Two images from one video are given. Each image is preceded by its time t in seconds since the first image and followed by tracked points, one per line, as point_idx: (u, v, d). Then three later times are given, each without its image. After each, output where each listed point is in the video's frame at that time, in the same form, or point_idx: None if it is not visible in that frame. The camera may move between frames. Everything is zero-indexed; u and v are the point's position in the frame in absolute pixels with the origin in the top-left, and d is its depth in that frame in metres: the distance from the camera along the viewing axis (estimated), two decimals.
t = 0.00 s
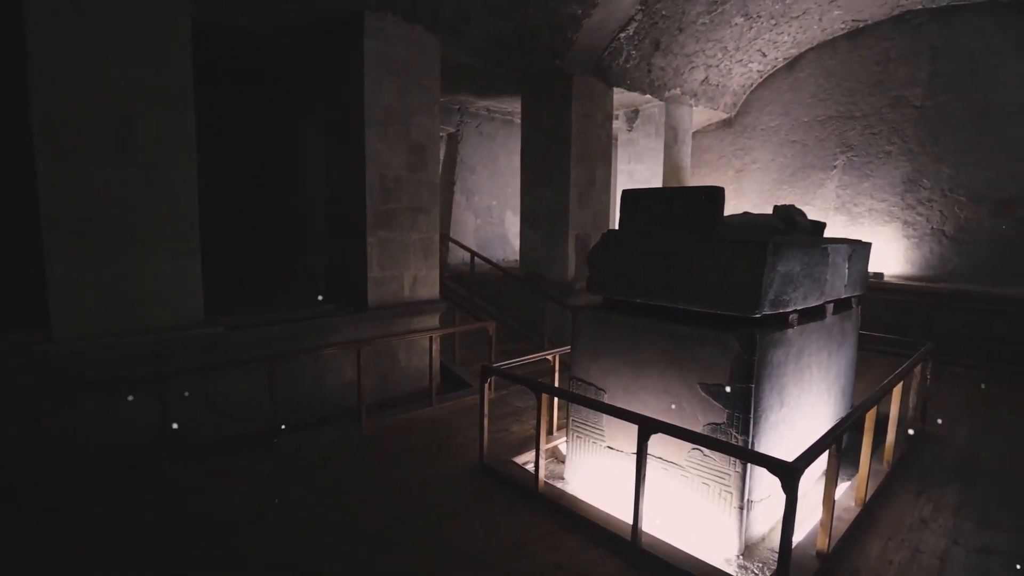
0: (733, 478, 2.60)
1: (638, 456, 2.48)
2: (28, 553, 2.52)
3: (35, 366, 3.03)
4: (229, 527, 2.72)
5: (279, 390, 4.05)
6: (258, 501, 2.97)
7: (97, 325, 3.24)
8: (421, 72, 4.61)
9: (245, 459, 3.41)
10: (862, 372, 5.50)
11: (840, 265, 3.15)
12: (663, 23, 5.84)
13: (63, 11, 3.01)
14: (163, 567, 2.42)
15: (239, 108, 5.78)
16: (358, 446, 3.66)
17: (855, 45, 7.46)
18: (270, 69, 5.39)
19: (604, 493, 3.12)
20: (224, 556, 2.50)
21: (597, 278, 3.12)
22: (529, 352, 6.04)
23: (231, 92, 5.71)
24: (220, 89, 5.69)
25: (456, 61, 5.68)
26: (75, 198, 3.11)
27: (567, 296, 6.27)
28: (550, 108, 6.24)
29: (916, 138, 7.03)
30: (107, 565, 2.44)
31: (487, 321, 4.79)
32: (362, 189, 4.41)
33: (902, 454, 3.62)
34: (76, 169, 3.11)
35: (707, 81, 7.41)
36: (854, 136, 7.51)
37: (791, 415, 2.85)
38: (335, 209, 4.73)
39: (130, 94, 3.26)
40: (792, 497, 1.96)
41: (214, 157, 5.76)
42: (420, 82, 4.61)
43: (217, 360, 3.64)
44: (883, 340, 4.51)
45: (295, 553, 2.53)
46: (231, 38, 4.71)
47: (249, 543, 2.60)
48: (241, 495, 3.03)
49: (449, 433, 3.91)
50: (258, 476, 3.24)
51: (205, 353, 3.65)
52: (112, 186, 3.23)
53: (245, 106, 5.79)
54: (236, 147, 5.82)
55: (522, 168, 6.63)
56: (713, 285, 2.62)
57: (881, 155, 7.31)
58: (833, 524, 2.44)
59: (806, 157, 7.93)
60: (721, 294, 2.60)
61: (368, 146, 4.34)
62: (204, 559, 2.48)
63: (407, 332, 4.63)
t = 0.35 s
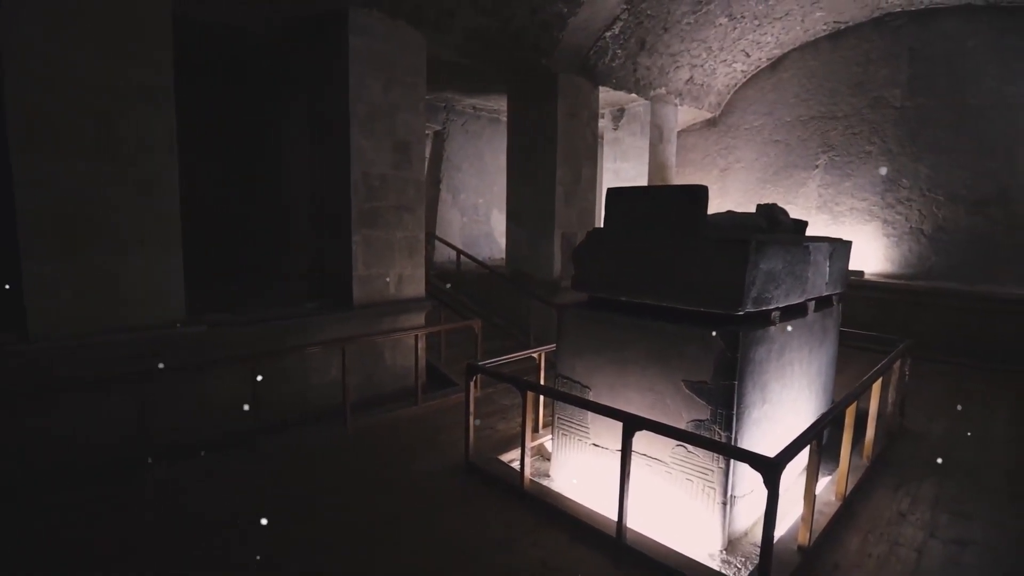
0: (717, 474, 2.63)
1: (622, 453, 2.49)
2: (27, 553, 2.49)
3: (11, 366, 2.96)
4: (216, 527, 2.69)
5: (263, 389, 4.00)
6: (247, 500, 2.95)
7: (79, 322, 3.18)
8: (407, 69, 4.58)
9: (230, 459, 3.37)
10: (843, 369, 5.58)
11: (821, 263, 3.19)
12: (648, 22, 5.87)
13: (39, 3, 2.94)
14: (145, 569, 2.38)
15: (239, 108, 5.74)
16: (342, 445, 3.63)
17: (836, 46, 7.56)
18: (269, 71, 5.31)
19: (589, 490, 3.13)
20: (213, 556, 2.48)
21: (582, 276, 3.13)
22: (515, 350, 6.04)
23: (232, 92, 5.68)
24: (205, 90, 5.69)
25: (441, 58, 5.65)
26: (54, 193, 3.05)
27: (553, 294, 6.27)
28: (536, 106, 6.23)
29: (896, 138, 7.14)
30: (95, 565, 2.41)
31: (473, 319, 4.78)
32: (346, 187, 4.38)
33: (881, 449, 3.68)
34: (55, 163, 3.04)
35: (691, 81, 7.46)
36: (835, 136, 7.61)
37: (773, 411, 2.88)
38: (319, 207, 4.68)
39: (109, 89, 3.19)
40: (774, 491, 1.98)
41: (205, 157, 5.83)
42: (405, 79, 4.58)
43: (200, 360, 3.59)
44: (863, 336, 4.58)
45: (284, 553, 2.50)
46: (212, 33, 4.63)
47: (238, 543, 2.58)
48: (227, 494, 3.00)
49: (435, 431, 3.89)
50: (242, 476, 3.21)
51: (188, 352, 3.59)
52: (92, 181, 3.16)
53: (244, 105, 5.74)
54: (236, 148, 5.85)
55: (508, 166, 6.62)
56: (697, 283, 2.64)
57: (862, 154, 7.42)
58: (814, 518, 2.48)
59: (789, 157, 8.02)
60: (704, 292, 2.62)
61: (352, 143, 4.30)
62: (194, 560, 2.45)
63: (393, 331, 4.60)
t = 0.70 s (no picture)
0: (697, 470, 2.66)
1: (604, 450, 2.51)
2: (26, 553, 2.44)
3: None
4: (200, 528, 2.65)
5: (243, 389, 3.95)
6: (231, 500, 2.91)
7: (51, 318, 3.10)
8: (389, 65, 4.54)
9: (210, 460, 3.32)
10: (821, 365, 5.67)
11: (799, 261, 3.24)
12: (630, 21, 5.91)
13: None
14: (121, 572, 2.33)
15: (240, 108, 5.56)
16: (323, 445, 3.60)
17: (814, 47, 7.67)
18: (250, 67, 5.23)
19: (572, 487, 3.14)
20: (198, 558, 2.44)
21: (565, 273, 3.13)
22: (498, 347, 6.04)
23: (233, 92, 5.50)
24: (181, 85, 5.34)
25: (423, 55, 5.61)
26: (27, 187, 2.98)
27: (536, 292, 6.28)
28: (519, 103, 6.22)
29: (872, 138, 7.28)
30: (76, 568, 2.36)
31: (456, 317, 4.77)
32: (328, 184, 4.33)
33: (856, 442, 3.76)
34: (28, 158, 2.97)
35: (673, 80, 7.52)
36: (813, 136, 7.74)
37: (752, 407, 2.92)
38: (300, 204, 4.62)
39: (84, 82, 3.12)
40: (753, 486, 2.01)
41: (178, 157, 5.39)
42: (387, 75, 4.54)
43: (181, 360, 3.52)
44: (839, 333, 4.66)
45: (269, 553, 2.48)
46: (188, 27, 4.54)
47: (223, 543, 2.54)
48: (210, 495, 2.96)
49: (417, 431, 3.87)
50: (221, 476, 3.16)
51: (168, 351, 3.52)
52: (66, 176, 3.09)
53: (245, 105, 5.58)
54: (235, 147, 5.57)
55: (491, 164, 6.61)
56: (677, 280, 2.67)
57: (839, 154, 7.55)
58: (791, 511, 2.52)
59: (769, 156, 8.13)
60: (686, 289, 2.64)
61: (332, 140, 4.25)
62: (179, 562, 2.41)
63: (374, 329, 4.57)
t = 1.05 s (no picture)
0: (679, 465, 2.68)
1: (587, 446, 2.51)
2: None
3: None
4: (181, 529, 2.60)
5: (223, 389, 3.89)
6: (212, 501, 2.86)
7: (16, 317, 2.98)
8: (371, 61, 4.49)
9: (190, 461, 3.26)
10: (800, 360, 5.76)
11: (779, 258, 3.28)
12: (613, 20, 5.94)
13: None
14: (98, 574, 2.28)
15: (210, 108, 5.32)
16: (305, 444, 3.56)
17: (794, 47, 7.77)
18: (229, 62, 5.15)
19: (555, 483, 3.15)
20: (181, 558, 2.40)
21: (548, 270, 3.14)
22: (482, 345, 6.03)
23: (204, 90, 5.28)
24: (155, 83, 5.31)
25: (406, 51, 5.57)
26: None
27: (519, 290, 6.28)
28: (502, 101, 6.21)
29: (850, 137, 7.41)
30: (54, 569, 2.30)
31: (440, 315, 4.74)
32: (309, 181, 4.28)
33: (835, 436, 3.82)
34: None
35: (655, 79, 7.57)
36: (793, 135, 7.84)
37: (733, 403, 2.96)
38: (281, 201, 4.56)
39: (55, 74, 3.04)
40: (733, 480, 2.03)
41: (155, 158, 5.41)
42: (370, 71, 4.50)
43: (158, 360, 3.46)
44: (817, 329, 4.74)
45: (254, 553, 2.45)
46: (165, 20, 4.44)
47: (207, 544, 2.50)
48: (190, 496, 2.91)
49: (400, 429, 3.85)
50: (201, 477, 3.11)
51: (146, 351, 3.45)
52: (33, 170, 2.99)
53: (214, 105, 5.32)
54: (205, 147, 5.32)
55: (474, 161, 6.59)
56: (659, 277, 2.68)
57: (818, 153, 7.66)
58: (771, 505, 2.56)
59: (749, 154, 8.23)
60: (667, 286, 2.66)
61: (314, 136, 4.20)
62: (161, 563, 2.37)
63: (357, 328, 4.53)
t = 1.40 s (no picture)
0: (658, 460, 2.71)
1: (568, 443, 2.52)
2: None
3: None
4: (157, 531, 2.55)
5: (198, 389, 3.81)
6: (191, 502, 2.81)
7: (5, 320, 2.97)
8: (349, 56, 4.43)
9: (167, 462, 3.20)
10: (777, 355, 5.86)
11: (755, 254, 3.32)
12: (593, 17, 5.96)
13: None
14: None
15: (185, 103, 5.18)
16: (284, 443, 3.51)
17: (770, 47, 7.87)
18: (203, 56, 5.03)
19: (537, 480, 3.16)
20: (159, 561, 2.35)
21: (528, 267, 3.14)
22: (463, 343, 6.01)
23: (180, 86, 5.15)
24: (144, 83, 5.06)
25: (385, 46, 5.52)
26: None
27: (501, 287, 6.27)
28: (483, 97, 6.18)
29: (825, 136, 7.54)
30: (16, 571, 2.25)
31: (420, 313, 4.71)
32: (287, 178, 4.22)
33: (810, 429, 3.90)
34: None
35: (635, 77, 7.62)
36: (769, 133, 7.96)
37: (711, 397, 3.00)
38: (259, 198, 4.49)
39: (21, 65, 2.94)
40: (711, 474, 2.06)
41: (155, 159, 5.14)
42: (349, 66, 4.44)
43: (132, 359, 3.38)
44: (793, 324, 4.82)
45: (231, 555, 2.41)
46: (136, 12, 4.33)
47: (185, 546, 2.46)
48: (166, 497, 2.85)
49: (381, 427, 3.83)
50: (177, 478, 3.05)
51: (119, 351, 3.37)
52: (14, 170, 2.95)
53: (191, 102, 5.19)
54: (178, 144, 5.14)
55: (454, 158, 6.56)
56: (638, 274, 2.70)
57: (794, 151, 7.79)
58: (748, 498, 2.60)
59: (727, 153, 8.33)
60: (646, 283, 2.68)
61: (291, 132, 4.13)
62: (136, 565, 2.32)
63: (336, 326, 4.48)
